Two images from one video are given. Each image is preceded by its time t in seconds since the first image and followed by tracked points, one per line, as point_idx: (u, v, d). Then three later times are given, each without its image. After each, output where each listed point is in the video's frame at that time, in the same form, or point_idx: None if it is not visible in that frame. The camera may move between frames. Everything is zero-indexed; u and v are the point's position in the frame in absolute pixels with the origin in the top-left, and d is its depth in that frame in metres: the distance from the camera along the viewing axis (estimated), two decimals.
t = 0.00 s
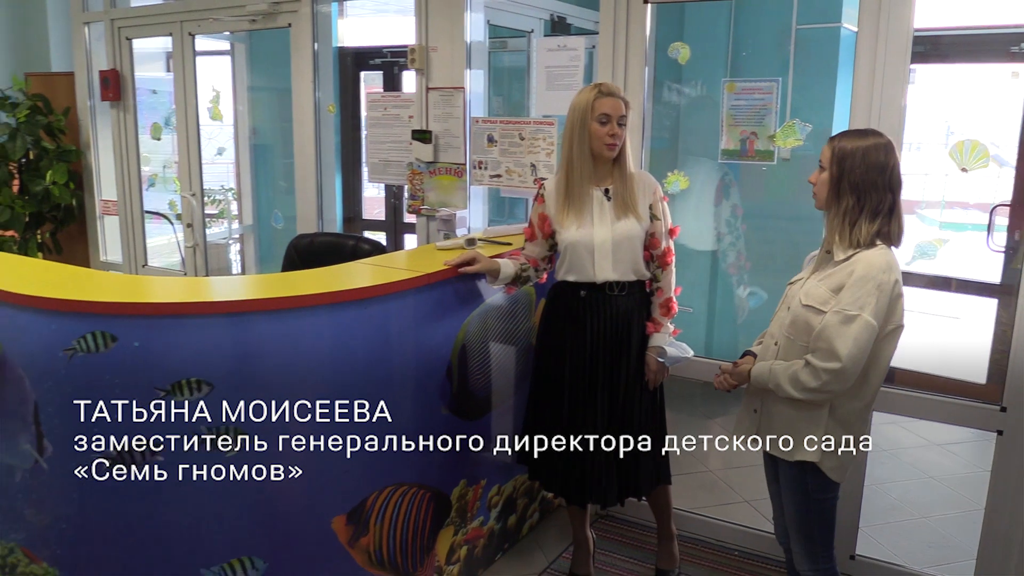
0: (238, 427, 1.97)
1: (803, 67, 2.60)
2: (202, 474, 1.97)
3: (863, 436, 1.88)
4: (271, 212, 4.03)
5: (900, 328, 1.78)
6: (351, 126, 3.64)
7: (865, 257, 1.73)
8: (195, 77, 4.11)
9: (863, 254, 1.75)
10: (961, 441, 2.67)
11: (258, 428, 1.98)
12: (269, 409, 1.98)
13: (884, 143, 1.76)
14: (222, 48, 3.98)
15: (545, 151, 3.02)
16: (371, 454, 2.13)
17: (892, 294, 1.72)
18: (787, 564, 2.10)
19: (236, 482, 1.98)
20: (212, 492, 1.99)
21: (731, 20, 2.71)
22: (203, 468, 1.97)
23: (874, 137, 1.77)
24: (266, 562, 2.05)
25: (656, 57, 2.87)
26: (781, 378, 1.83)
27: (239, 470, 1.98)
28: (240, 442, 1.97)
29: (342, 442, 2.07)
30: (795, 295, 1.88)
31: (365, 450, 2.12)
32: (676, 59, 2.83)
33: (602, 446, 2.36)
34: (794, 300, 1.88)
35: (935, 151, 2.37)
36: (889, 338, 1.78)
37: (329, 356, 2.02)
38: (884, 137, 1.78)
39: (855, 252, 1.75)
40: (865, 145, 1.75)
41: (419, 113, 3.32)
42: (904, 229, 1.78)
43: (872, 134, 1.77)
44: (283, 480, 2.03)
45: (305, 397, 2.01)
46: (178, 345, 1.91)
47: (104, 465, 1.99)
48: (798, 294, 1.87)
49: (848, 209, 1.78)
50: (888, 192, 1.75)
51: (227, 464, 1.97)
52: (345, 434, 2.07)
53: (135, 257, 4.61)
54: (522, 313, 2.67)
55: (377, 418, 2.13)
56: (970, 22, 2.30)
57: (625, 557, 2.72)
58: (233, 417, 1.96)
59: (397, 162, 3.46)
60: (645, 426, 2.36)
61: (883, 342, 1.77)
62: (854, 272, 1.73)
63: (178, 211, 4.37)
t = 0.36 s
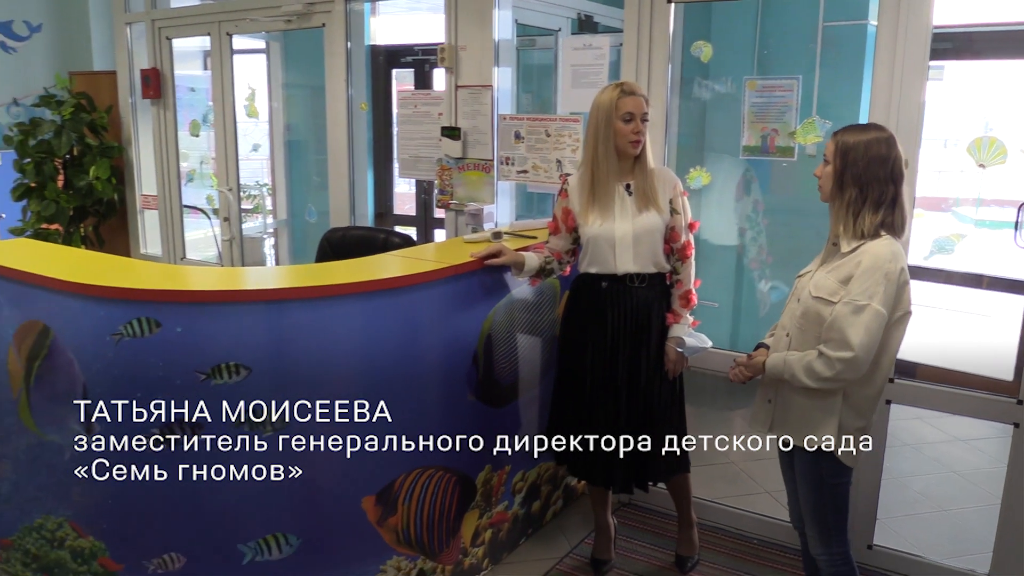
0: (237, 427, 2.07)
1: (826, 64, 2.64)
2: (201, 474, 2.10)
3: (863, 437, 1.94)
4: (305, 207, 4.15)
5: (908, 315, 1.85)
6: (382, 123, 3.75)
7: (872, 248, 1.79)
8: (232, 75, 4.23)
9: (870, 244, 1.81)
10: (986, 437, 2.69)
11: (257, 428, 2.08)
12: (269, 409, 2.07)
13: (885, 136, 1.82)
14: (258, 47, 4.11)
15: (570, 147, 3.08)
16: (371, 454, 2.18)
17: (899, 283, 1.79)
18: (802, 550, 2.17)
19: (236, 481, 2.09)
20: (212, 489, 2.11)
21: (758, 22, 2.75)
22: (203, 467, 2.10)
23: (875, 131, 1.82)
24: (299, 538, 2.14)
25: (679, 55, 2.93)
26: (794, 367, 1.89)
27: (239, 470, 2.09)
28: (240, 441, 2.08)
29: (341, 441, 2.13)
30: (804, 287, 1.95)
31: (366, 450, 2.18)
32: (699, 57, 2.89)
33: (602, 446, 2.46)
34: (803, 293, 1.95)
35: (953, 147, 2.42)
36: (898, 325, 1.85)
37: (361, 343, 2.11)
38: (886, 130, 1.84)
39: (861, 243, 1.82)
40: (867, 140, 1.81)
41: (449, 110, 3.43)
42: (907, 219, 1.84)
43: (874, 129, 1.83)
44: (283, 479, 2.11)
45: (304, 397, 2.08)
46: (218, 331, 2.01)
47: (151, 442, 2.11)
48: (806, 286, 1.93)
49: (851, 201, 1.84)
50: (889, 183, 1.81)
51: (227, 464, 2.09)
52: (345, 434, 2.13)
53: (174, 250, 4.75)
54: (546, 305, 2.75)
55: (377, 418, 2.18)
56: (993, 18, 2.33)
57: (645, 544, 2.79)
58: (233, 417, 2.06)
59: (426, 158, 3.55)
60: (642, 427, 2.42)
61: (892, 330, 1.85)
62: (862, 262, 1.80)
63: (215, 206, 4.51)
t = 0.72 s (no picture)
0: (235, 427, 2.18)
1: (846, 60, 2.66)
2: (201, 473, 2.23)
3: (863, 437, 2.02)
4: (338, 205, 4.27)
5: (917, 305, 1.92)
6: (413, 122, 3.85)
7: (878, 241, 1.87)
8: (268, 77, 4.36)
9: (876, 237, 1.88)
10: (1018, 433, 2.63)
11: (258, 428, 2.18)
12: (269, 409, 2.17)
13: (888, 130, 1.88)
14: (294, 49, 4.23)
15: (593, 146, 3.16)
16: (370, 454, 2.23)
17: (905, 274, 1.86)
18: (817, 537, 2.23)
19: (237, 480, 2.20)
20: (219, 484, 2.22)
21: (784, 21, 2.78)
22: (203, 468, 2.23)
23: (877, 126, 1.89)
24: (329, 519, 2.24)
25: (698, 54, 2.98)
26: (805, 359, 1.97)
27: (239, 470, 2.20)
28: (240, 441, 2.18)
29: (341, 442, 2.20)
30: (815, 280, 2.02)
31: (365, 450, 2.23)
32: (719, 56, 2.94)
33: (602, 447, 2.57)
34: (814, 286, 2.02)
35: (971, 142, 2.45)
36: (907, 315, 1.92)
37: (389, 333, 2.21)
38: (889, 124, 1.90)
39: (868, 236, 1.89)
40: (869, 135, 1.88)
41: (477, 110, 3.52)
42: (913, 210, 1.91)
43: (877, 124, 1.89)
44: (283, 479, 2.20)
45: (304, 398, 2.17)
46: (254, 321, 2.11)
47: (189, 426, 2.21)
48: (817, 279, 2.01)
49: (855, 194, 1.92)
50: (892, 176, 1.88)
51: (228, 464, 2.20)
52: (345, 434, 2.20)
53: (213, 247, 4.90)
54: (570, 298, 2.82)
55: (377, 418, 2.23)
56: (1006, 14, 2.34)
57: (666, 533, 2.85)
58: (232, 417, 2.17)
59: (455, 156, 3.64)
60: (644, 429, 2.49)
61: (901, 319, 1.92)
62: (868, 256, 1.87)
63: (252, 204, 4.66)
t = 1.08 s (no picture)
0: (235, 427, 2.34)
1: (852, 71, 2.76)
2: (202, 473, 2.41)
3: (862, 437, 2.12)
4: (362, 204, 4.44)
5: (906, 303, 2.01)
6: (434, 125, 3.98)
7: (866, 242, 1.98)
8: (297, 80, 4.51)
9: (865, 238, 2.00)
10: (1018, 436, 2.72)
11: (258, 429, 2.32)
12: (269, 410, 2.30)
13: (876, 137, 2.01)
14: (322, 53, 4.38)
15: (607, 150, 3.27)
16: (371, 453, 2.35)
17: (892, 274, 1.96)
18: (813, 528, 2.34)
19: (236, 480, 2.35)
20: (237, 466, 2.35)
21: (799, 31, 2.84)
22: (205, 468, 2.39)
23: (866, 133, 2.02)
24: (344, 500, 2.36)
25: (708, 62, 3.07)
26: (799, 356, 2.06)
27: (239, 470, 2.35)
28: (241, 441, 2.33)
29: (341, 441, 2.32)
30: (808, 281, 2.14)
31: (366, 449, 2.34)
32: (728, 65, 3.04)
33: (602, 446, 2.71)
34: (806, 287, 2.14)
35: (970, 151, 2.55)
36: (895, 312, 2.01)
37: (404, 325, 2.33)
38: (877, 131, 2.03)
39: (857, 238, 2.02)
40: (858, 141, 2.01)
41: (494, 114, 3.63)
42: (900, 212, 2.03)
43: (866, 131, 2.02)
44: (283, 479, 2.33)
45: (306, 396, 2.30)
46: (277, 311, 2.24)
47: (216, 409, 2.34)
48: (809, 281, 2.13)
49: (844, 198, 2.05)
50: (879, 181, 2.01)
51: (228, 465, 2.35)
52: (344, 435, 2.32)
53: (240, 244, 5.07)
54: (580, 297, 2.92)
55: (377, 418, 2.34)
56: (1002, 25, 2.43)
57: (670, 524, 2.96)
58: (233, 417, 2.33)
59: (474, 159, 3.77)
60: (644, 430, 2.59)
61: (890, 317, 2.01)
62: (857, 257, 1.99)
63: (279, 203, 4.82)
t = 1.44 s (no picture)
0: (235, 427, 2.46)
1: (833, 81, 2.88)
2: (202, 474, 2.52)
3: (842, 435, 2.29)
4: (362, 203, 4.54)
5: (875, 299, 2.13)
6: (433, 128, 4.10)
7: (837, 241, 2.11)
8: (299, 81, 4.62)
9: (835, 238, 2.13)
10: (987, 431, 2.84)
11: (258, 430, 2.44)
12: (269, 409, 2.42)
13: (845, 143, 2.14)
14: (324, 56, 4.49)
15: (598, 154, 3.38)
16: (371, 452, 2.48)
17: (861, 272, 2.09)
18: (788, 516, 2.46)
19: (236, 480, 2.47)
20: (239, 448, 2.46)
21: (790, 43, 2.96)
22: (205, 468, 2.51)
23: (836, 139, 2.14)
24: (341, 483, 2.47)
25: (697, 69, 3.19)
26: (775, 351, 2.17)
27: (239, 471, 2.46)
28: (241, 441, 2.45)
29: (341, 442, 2.45)
30: (783, 280, 2.25)
31: (366, 449, 2.47)
32: (714, 73, 3.16)
33: (601, 446, 2.79)
34: (782, 285, 2.25)
35: (942, 159, 2.68)
36: (865, 309, 2.13)
37: (400, 318, 2.45)
38: (846, 138, 2.16)
39: (828, 238, 2.14)
40: (829, 147, 2.14)
41: (491, 117, 3.75)
42: (869, 215, 2.16)
43: (836, 138, 2.15)
44: (282, 479, 2.45)
45: (307, 382, 2.40)
46: (280, 302, 2.36)
47: (219, 394, 2.43)
48: (784, 280, 2.24)
49: (815, 200, 2.18)
50: (849, 185, 2.13)
51: (227, 466, 2.47)
52: (344, 434, 2.44)
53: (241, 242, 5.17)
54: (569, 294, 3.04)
55: (377, 418, 2.47)
56: (974, 38, 2.57)
57: (655, 515, 3.08)
58: (234, 417, 2.45)
59: (470, 161, 3.88)
60: (630, 424, 2.72)
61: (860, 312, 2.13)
62: (828, 257, 2.11)
63: (280, 202, 4.91)
